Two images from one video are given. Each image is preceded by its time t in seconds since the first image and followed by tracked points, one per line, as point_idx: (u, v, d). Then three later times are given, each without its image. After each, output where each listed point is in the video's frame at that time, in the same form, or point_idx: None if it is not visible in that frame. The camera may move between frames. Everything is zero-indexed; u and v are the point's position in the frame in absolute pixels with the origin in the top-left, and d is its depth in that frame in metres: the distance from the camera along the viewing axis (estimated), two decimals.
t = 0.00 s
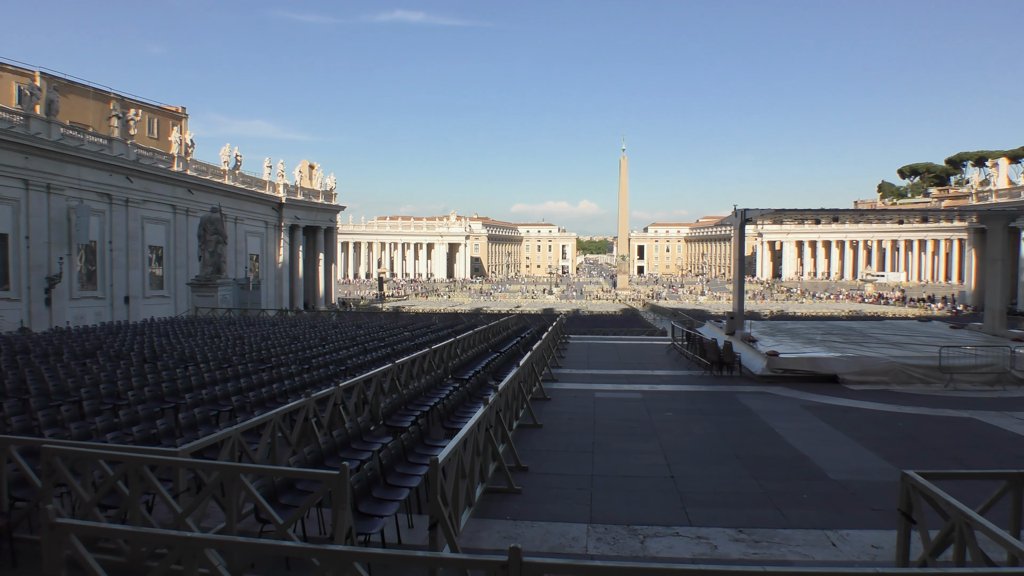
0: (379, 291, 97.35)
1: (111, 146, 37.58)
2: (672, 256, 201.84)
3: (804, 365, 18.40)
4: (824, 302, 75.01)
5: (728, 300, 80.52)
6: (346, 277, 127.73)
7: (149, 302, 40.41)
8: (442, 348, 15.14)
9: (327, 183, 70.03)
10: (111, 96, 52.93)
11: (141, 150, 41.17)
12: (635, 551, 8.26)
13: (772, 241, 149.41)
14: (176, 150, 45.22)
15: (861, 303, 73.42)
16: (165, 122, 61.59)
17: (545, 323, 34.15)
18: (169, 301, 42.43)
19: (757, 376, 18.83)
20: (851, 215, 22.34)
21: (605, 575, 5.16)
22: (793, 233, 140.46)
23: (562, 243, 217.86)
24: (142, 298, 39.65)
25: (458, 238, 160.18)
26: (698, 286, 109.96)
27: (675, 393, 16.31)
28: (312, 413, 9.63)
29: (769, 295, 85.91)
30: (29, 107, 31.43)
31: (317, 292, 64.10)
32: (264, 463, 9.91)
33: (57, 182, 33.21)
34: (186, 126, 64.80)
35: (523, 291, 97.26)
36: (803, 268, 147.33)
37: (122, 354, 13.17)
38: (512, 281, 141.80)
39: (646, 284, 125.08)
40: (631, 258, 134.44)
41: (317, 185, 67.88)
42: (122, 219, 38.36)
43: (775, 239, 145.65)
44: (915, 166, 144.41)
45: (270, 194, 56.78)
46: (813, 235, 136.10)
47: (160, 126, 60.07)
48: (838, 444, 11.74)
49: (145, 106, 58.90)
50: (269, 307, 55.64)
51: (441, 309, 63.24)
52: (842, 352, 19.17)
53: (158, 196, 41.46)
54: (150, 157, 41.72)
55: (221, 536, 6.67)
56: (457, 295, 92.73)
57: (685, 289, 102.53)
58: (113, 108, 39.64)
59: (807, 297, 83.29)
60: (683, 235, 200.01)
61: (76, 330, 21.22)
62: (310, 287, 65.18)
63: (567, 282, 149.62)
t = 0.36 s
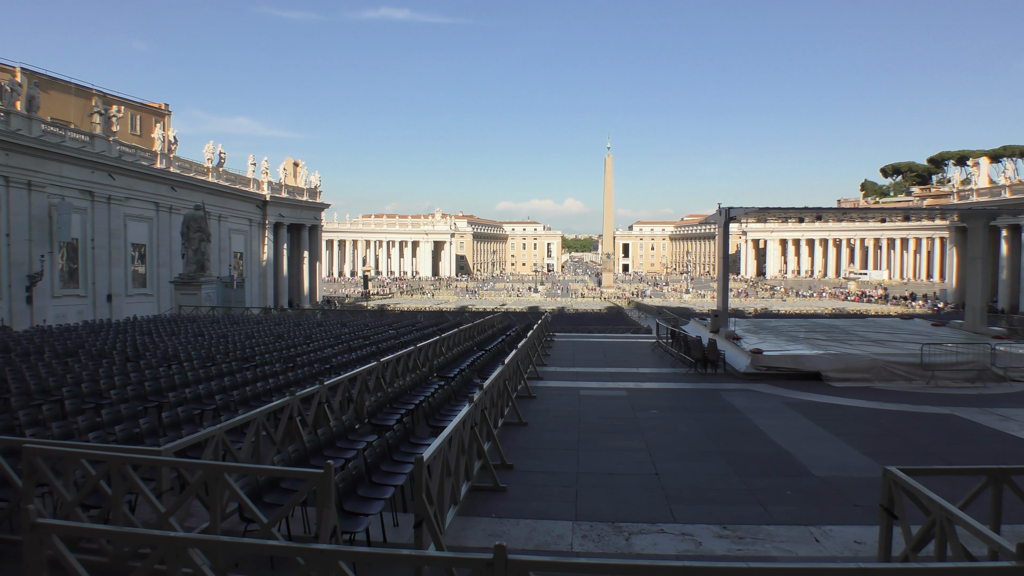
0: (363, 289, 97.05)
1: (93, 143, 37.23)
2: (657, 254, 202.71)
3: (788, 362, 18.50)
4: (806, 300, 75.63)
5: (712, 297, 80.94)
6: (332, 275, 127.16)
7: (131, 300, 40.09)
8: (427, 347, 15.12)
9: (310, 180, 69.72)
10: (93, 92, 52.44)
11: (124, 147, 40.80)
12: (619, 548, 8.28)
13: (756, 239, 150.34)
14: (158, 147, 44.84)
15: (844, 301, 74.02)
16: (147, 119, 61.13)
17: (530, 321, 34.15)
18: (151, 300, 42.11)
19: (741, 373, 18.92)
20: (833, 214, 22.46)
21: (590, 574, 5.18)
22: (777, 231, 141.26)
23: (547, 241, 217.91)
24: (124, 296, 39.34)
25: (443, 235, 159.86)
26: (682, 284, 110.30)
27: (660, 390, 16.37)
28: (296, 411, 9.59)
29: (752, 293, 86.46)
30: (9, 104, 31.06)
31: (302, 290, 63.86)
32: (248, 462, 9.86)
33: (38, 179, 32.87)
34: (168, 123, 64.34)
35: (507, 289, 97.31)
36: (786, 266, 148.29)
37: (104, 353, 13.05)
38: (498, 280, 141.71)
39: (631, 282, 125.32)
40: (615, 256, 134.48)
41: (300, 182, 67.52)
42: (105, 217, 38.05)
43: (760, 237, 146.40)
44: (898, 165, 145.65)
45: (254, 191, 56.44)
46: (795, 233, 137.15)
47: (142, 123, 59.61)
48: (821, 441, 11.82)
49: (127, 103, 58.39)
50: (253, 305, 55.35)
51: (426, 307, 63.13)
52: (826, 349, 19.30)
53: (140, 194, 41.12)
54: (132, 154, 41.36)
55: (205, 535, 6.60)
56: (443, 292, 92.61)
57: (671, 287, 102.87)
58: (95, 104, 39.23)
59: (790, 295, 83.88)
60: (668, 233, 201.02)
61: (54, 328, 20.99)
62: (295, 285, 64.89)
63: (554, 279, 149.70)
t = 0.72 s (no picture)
0: (346, 288, 96.69)
1: (74, 139, 36.88)
2: (642, 252, 203.54)
3: (770, 359, 18.63)
4: (789, 298, 76.21)
5: (695, 296, 81.37)
6: (316, 273, 126.58)
7: (113, 299, 39.73)
8: (411, 345, 15.11)
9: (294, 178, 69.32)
10: (74, 88, 51.94)
11: (105, 144, 40.43)
12: (603, 544, 8.32)
13: (739, 237, 151.22)
14: (141, 144, 44.44)
15: (826, 299, 74.61)
16: (129, 116, 60.60)
17: (513, 319, 34.17)
18: (133, 298, 41.75)
19: (724, 371, 19.03)
20: (815, 212, 22.62)
21: (574, 571, 5.20)
22: (761, 229, 142.11)
23: (532, 239, 218.09)
24: (106, 294, 38.99)
25: (427, 233, 159.34)
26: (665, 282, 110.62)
27: (644, 388, 16.44)
28: (279, 410, 9.56)
29: (735, 292, 86.97)
30: None
31: (286, 288, 63.55)
32: (231, 461, 9.81)
33: (17, 175, 32.50)
34: (150, 120, 63.83)
35: (492, 288, 97.31)
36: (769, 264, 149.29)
37: (85, 352, 12.94)
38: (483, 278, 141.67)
39: (615, 280, 125.57)
40: (599, 254, 134.60)
41: (284, 180, 67.16)
42: (86, 214, 37.70)
43: (745, 235, 147.18)
44: (879, 164, 147.08)
45: (237, 189, 56.08)
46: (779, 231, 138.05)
47: (124, 120, 59.12)
48: (803, 437, 11.91)
49: (109, 99, 57.89)
50: (236, 304, 55.04)
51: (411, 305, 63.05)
52: (808, 347, 19.45)
53: (122, 190, 40.78)
54: (114, 151, 40.99)
55: (188, 534, 6.55)
56: (427, 291, 92.47)
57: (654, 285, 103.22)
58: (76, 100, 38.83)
59: (774, 293, 84.44)
60: (652, 231, 201.99)
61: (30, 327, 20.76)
62: (278, 283, 64.55)
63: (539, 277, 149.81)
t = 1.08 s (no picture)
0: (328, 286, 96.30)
1: (53, 136, 36.48)
2: (625, 250, 204.38)
3: (753, 357, 18.73)
4: (771, 296, 76.67)
5: (677, 294, 81.77)
6: (298, 272, 125.95)
7: (93, 297, 39.36)
8: (394, 343, 15.08)
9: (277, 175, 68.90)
10: (52, 84, 51.35)
11: (84, 141, 40.01)
12: (587, 542, 8.34)
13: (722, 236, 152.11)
14: (121, 141, 44.01)
15: (808, 297, 75.24)
16: (109, 112, 60.01)
17: (496, 318, 34.16)
18: (113, 296, 41.34)
19: (707, 368, 19.11)
20: (797, 211, 22.77)
21: (557, 568, 5.20)
22: (743, 228, 143.00)
23: (515, 237, 218.34)
24: (86, 292, 38.63)
25: (410, 231, 158.94)
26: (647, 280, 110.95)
27: (627, 386, 16.49)
28: (262, 409, 9.51)
29: (717, 290, 87.49)
30: None
31: (268, 287, 63.21)
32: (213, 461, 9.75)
33: None
34: (130, 117, 63.26)
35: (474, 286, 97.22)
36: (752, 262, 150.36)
37: (64, 351, 12.82)
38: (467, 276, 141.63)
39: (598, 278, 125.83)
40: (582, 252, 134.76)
41: (266, 177, 66.77)
42: (65, 211, 37.32)
43: (728, 234, 148.02)
44: (859, 164, 148.52)
45: (219, 186, 55.69)
46: (760, 230, 138.99)
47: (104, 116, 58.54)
48: (785, 434, 11.99)
49: (88, 95, 57.31)
50: (218, 302, 54.69)
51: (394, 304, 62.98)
52: (790, 344, 19.59)
53: (102, 188, 40.38)
54: (93, 148, 40.58)
55: (169, 535, 6.47)
56: (409, 289, 92.30)
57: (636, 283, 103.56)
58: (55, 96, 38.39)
59: (755, 291, 84.96)
60: (635, 230, 202.99)
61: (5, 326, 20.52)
62: (260, 282, 64.20)
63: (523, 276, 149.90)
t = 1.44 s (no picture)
0: (310, 285, 95.90)
1: (31, 132, 36.05)
2: (608, 249, 205.14)
3: (735, 355, 18.84)
4: (752, 294, 77.17)
5: (660, 292, 82.11)
6: (280, 270, 125.34)
7: (71, 296, 38.97)
8: (377, 342, 15.06)
9: (259, 173, 68.47)
10: (30, 80, 50.74)
11: (63, 138, 39.58)
12: (570, 540, 8.36)
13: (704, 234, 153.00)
14: (100, 138, 43.57)
15: (789, 295, 75.85)
16: (88, 109, 59.45)
17: (478, 316, 34.13)
18: (92, 295, 40.93)
19: (689, 366, 19.21)
20: (779, 210, 22.95)
21: (540, 566, 5.23)
22: (725, 226, 143.87)
23: (498, 235, 218.39)
24: (65, 291, 38.25)
25: (394, 229, 158.37)
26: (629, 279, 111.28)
27: (610, 383, 16.56)
28: (244, 408, 9.47)
29: (699, 288, 87.99)
30: None
31: (249, 285, 62.84)
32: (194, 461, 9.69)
33: None
34: (110, 113, 62.67)
35: (455, 284, 97.16)
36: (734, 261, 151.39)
37: (42, 350, 12.70)
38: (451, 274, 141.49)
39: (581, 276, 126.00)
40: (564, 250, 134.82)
41: (248, 175, 66.35)
42: (43, 209, 36.93)
43: (710, 232, 148.84)
44: (838, 164, 149.90)
45: (200, 184, 55.28)
46: (742, 228, 139.92)
47: (82, 113, 57.96)
48: (767, 431, 12.08)
49: (67, 91, 56.71)
50: (199, 301, 54.32)
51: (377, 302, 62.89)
52: (771, 342, 19.74)
53: (81, 185, 39.98)
54: (72, 145, 40.16)
55: (150, 536, 6.39)
56: (392, 287, 92.17)
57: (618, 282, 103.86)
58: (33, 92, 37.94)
59: (737, 289, 85.43)
60: (617, 228, 204.07)
61: None
62: (241, 280, 63.81)
63: (507, 274, 150.02)
